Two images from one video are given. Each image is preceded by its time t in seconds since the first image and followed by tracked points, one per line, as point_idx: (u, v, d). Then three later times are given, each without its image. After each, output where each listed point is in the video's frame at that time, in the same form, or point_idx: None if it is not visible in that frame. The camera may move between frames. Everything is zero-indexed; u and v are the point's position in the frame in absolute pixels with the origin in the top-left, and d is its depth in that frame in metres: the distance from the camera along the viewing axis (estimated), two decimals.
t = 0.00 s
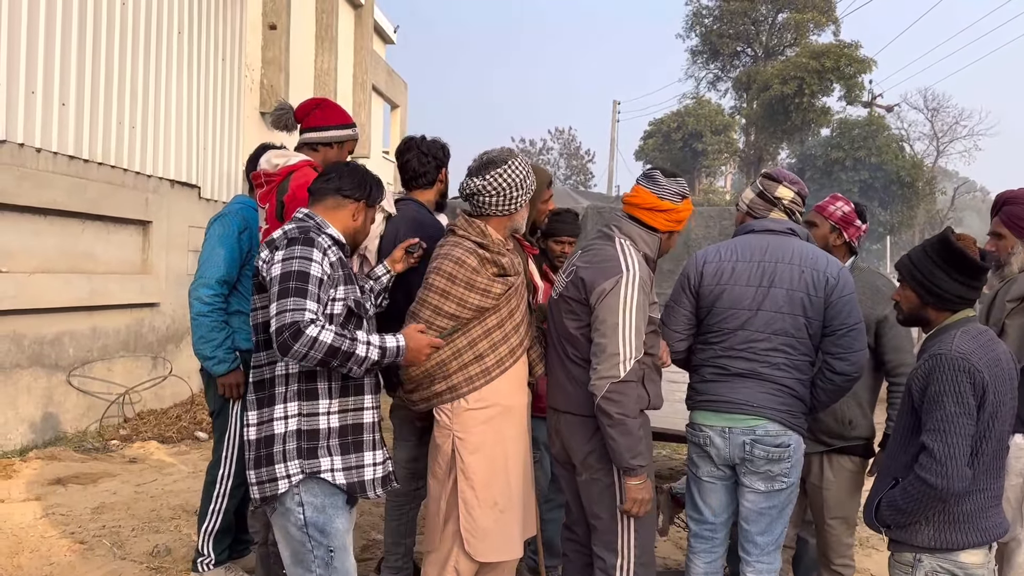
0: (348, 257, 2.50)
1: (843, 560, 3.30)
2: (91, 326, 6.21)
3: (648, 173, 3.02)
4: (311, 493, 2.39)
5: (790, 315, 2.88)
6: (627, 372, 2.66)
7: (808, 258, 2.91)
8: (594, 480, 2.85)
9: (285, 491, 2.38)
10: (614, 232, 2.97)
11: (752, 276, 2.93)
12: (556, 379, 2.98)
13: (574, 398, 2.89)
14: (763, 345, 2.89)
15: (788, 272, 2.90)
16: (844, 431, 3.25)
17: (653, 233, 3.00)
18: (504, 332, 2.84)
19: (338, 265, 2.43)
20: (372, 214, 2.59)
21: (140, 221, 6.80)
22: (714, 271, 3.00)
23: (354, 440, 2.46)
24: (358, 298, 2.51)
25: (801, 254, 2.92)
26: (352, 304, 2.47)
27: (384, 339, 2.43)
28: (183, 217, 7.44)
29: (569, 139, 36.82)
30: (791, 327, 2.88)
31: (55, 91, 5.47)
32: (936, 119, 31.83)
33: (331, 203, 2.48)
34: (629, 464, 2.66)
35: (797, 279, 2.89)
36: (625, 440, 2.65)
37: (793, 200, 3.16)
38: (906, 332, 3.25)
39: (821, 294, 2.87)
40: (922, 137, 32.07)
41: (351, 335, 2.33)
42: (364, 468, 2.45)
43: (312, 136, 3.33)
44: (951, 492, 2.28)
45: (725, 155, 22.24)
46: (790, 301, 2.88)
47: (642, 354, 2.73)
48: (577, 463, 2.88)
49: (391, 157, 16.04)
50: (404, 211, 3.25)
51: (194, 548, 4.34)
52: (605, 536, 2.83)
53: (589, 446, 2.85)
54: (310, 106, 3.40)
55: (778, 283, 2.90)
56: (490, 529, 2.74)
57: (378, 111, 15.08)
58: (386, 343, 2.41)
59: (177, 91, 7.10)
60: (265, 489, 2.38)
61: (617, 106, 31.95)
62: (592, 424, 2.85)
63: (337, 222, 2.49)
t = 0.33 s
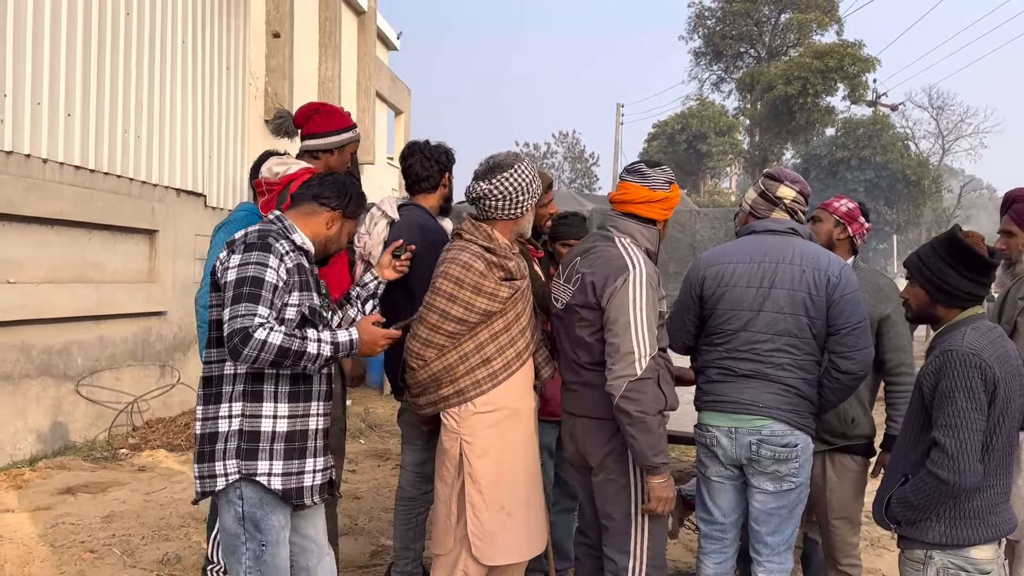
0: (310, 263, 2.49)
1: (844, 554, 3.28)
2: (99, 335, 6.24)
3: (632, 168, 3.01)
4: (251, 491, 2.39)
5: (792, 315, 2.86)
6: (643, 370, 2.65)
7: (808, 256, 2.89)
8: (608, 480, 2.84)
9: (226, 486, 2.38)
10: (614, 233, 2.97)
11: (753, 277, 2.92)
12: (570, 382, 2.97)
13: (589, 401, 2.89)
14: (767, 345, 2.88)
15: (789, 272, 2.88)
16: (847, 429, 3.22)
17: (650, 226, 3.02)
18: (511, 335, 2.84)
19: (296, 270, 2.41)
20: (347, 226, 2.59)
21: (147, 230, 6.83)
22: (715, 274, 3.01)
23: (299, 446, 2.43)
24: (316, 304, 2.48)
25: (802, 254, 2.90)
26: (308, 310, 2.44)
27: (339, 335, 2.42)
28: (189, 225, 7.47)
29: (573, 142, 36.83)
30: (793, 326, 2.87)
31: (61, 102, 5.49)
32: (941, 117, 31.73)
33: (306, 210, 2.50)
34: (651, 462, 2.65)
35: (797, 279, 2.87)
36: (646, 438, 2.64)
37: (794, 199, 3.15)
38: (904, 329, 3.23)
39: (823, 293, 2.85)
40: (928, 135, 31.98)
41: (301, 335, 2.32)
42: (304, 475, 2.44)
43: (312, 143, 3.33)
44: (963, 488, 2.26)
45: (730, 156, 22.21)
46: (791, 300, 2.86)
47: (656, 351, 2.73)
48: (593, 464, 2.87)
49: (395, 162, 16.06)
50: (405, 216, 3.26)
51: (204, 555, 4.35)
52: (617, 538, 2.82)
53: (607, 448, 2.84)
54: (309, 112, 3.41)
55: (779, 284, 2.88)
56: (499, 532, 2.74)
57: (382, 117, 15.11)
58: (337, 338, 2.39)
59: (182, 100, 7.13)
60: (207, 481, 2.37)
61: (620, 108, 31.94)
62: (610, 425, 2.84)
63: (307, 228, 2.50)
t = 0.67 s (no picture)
0: (275, 238, 2.56)
1: (853, 551, 3.27)
2: (107, 342, 6.27)
3: (637, 165, 3.03)
4: (222, 465, 2.47)
5: (789, 310, 2.87)
6: (672, 365, 2.67)
7: (805, 251, 2.89)
8: (626, 478, 2.85)
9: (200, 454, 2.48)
10: (623, 229, 2.98)
11: (755, 272, 2.93)
12: (585, 382, 2.96)
13: (607, 400, 2.89)
14: (765, 340, 2.88)
15: (790, 268, 2.88)
16: (853, 424, 3.22)
17: (659, 223, 3.05)
18: (515, 334, 2.85)
19: (256, 244, 2.50)
20: (323, 190, 2.68)
21: (153, 237, 6.86)
22: (718, 267, 3.02)
23: (259, 418, 2.48)
24: (281, 279, 2.53)
25: (803, 250, 2.90)
26: (268, 285, 2.50)
27: (277, 321, 2.41)
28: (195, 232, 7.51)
29: (577, 144, 36.85)
30: (791, 321, 2.87)
31: (66, 109, 5.53)
32: (947, 114, 31.63)
33: (278, 186, 2.62)
34: (684, 457, 2.69)
35: (798, 275, 2.87)
36: (678, 433, 2.67)
37: (798, 197, 3.16)
38: (906, 324, 3.22)
39: (821, 289, 2.84)
40: (933, 132, 31.88)
41: (240, 314, 2.35)
42: (266, 447, 2.48)
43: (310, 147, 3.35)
44: (968, 479, 2.26)
45: (734, 155, 22.19)
46: (790, 296, 2.86)
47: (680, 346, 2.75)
48: (609, 463, 2.88)
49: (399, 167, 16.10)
50: (409, 217, 3.27)
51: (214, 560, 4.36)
52: (630, 536, 2.83)
53: (626, 447, 2.85)
54: (310, 115, 3.43)
55: (779, 279, 2.88)
56: (504, 529, 2.75)
57: (387, 121, 15.16)
58: (273, 326, 2.38)
59: (187, 106, 7.17)
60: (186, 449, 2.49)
61: (624, 109, 31.97)
62: (632, 423, 2.86)
63: (283, 204, 2.63)
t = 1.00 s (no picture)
0: (249, 231, 2.72)
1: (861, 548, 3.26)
2: (115, 347, 6.31)
3: (652, 166, 3.08)
4: (221, 450, 2.67)
5: (805, 310, 2.89)
6: (688, 365, 2.68)
7: (819, 255, 2.93)
8: (635, 479, 2.85)
9: (200, 441, 2.68)
10: (637, 228, 2.98)
11: (769, 272, 2.92)
12: (596, 381, 2.96)
13: (619, 400, 2.89)
14: (779, 339, 2.89)
15: (805, 270, 2.91)
16: (851, 423, 3.22)
17: (672, 224, 3.07)
18: (520, 336, 2.85)
19: (228, 237, 2.65)
20: (296, 181, 2.79)
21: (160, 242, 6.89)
22: (731, 266, 2.98)
23: (246, 402, 2.69)
24: (255, 270, 2.68)
25: (815, 253, 2.93)
26: (243, 275, 2.65)
27: (253, 308, 2.55)
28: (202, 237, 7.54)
29: (582, 146, 36.83)
30: (806, 322, 2.90)
31: (73, 116, 5.56)
32: (953, 112, 31.49)
33: (253, 182, 2.76)
34: (692, 456, 2.70)
35: (813, 277, 2.90)
36: (690, 432, 2.69)
37: (806, 202, 3.18)
38: (900, 323, 3.22)
39: (837, 290, 2.92)
40: (939, 129, 31.76)
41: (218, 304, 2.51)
42: (254, 430, 2.70)
43: (315, 152, 3.37)
44: (973, 475, 2.26)
45: (740, 155, 22.14)
46: (807, 297, 2.89)
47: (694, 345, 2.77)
48: (619, 462, 2.87)
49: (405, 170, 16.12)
50: (413, 220, 3.29)
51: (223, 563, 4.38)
52: (637, 536, 2.83)
53: (637, 446, 2.85)
54: (313, 120, 3.44)
55: (795, 280, 2.90)
56: (512, 530, 2.75)
57: (392, 125, 15.19)
58: (248, 313, 2.52)
59: (193, 111, 7.20)
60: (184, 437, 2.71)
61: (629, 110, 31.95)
62: (642, 422, 2.86)
63: (258, 200, 2.78)
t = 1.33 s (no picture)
0: (215, 238, 2.83)
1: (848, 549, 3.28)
2: (125, 350, 6.34)
3: (664, 167, 3.10)
4: (180, 445, 2.72)
5: (803, 304, 2.91)
6: (700, 360, 2.69)
7: (799, 246, 2.96)
8: (640, 478, 2.84)
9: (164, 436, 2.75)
10: (648, 228, 2.99)
11: (761, 270, 2.92)
12: (603, 380, 2.95)
13: (630, 399, 2.87)
14: (782, 336, 2.89)
15: (796, 265, 2.92)
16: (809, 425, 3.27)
17: (682, 225, 3.08)
18: (527, 337, 2.85)
19: (198, 246, 2.77)
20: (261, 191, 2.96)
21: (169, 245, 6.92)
22: (722, 267, 2.98)
23: (226, 401, 2.76)
24: (225, 274, 2.81)
25: (800, 247, 2.96)
26: (214, 282, 2.78)
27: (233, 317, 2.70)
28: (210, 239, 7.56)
29: (589, 148, 36.82)
30: (806, 317, 2.91)
31: (82, 121, 5.59)
32: (961, 112, 31.34)
33: (218, 189, 2.88)
34: (706, 450, 2.68)
35: (805, 270, 2.92)
36: (702, 427, 2.67)
37: (785, 198, 3.18)
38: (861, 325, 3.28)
39: (829, 281, 2.94)
40: (948, 128, 31.63)
41: (199, 316, 2.64)
42: (237, 426, 2.76)
43: (325, 156, 3.39)
44: (985, 473, 2.24)
45: (747, 156, 22.08)
46: (802, 290, 2.91)
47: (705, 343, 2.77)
48: (626, 461, 2.87)
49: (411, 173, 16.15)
50: (420, 221, 3.31)
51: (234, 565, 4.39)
52: (642, 537, 2.82)
53: (645, 445, 2.84)
54: (321, 126, 3.44)
55: (788, 275, 2.91)
56: (521, 532, 2.75)
57: (399, 128, 15.23)
58: (231, 322, 2.68)
59: (201, 114, 7.24)
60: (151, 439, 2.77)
61: (635, 112, 31.95)
62: (651, 420, 2.86)
63: (224, 207, 2.90)
